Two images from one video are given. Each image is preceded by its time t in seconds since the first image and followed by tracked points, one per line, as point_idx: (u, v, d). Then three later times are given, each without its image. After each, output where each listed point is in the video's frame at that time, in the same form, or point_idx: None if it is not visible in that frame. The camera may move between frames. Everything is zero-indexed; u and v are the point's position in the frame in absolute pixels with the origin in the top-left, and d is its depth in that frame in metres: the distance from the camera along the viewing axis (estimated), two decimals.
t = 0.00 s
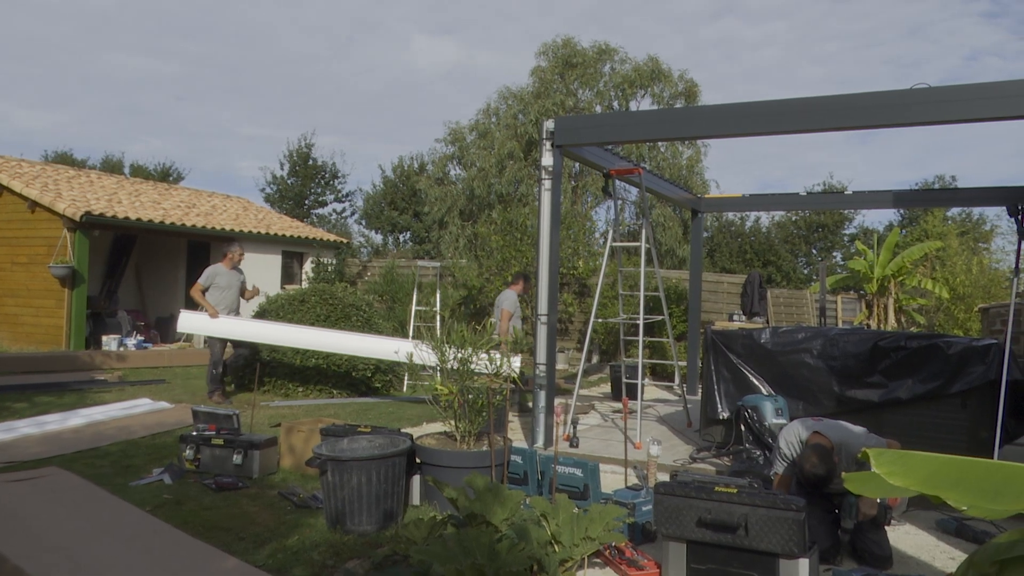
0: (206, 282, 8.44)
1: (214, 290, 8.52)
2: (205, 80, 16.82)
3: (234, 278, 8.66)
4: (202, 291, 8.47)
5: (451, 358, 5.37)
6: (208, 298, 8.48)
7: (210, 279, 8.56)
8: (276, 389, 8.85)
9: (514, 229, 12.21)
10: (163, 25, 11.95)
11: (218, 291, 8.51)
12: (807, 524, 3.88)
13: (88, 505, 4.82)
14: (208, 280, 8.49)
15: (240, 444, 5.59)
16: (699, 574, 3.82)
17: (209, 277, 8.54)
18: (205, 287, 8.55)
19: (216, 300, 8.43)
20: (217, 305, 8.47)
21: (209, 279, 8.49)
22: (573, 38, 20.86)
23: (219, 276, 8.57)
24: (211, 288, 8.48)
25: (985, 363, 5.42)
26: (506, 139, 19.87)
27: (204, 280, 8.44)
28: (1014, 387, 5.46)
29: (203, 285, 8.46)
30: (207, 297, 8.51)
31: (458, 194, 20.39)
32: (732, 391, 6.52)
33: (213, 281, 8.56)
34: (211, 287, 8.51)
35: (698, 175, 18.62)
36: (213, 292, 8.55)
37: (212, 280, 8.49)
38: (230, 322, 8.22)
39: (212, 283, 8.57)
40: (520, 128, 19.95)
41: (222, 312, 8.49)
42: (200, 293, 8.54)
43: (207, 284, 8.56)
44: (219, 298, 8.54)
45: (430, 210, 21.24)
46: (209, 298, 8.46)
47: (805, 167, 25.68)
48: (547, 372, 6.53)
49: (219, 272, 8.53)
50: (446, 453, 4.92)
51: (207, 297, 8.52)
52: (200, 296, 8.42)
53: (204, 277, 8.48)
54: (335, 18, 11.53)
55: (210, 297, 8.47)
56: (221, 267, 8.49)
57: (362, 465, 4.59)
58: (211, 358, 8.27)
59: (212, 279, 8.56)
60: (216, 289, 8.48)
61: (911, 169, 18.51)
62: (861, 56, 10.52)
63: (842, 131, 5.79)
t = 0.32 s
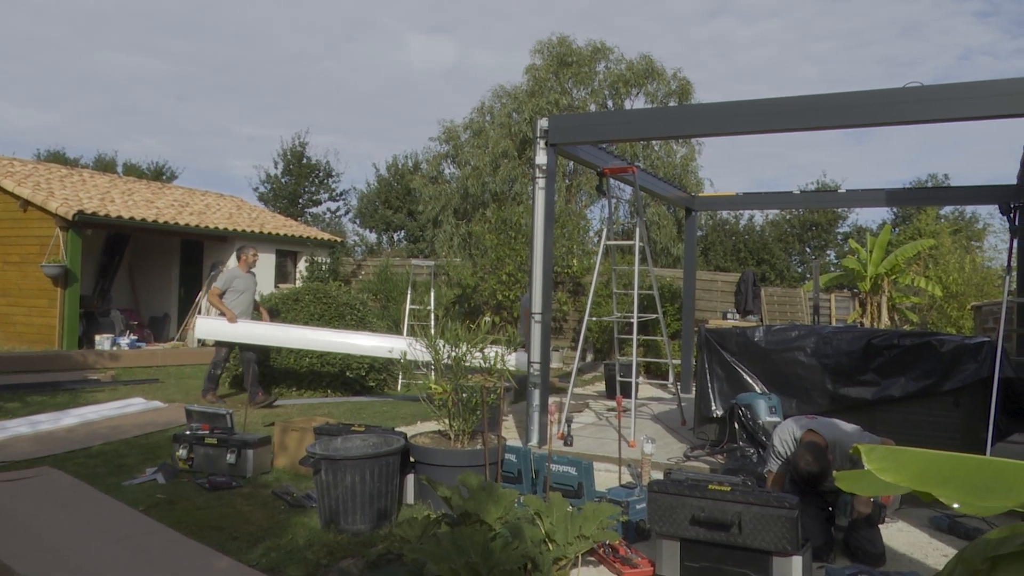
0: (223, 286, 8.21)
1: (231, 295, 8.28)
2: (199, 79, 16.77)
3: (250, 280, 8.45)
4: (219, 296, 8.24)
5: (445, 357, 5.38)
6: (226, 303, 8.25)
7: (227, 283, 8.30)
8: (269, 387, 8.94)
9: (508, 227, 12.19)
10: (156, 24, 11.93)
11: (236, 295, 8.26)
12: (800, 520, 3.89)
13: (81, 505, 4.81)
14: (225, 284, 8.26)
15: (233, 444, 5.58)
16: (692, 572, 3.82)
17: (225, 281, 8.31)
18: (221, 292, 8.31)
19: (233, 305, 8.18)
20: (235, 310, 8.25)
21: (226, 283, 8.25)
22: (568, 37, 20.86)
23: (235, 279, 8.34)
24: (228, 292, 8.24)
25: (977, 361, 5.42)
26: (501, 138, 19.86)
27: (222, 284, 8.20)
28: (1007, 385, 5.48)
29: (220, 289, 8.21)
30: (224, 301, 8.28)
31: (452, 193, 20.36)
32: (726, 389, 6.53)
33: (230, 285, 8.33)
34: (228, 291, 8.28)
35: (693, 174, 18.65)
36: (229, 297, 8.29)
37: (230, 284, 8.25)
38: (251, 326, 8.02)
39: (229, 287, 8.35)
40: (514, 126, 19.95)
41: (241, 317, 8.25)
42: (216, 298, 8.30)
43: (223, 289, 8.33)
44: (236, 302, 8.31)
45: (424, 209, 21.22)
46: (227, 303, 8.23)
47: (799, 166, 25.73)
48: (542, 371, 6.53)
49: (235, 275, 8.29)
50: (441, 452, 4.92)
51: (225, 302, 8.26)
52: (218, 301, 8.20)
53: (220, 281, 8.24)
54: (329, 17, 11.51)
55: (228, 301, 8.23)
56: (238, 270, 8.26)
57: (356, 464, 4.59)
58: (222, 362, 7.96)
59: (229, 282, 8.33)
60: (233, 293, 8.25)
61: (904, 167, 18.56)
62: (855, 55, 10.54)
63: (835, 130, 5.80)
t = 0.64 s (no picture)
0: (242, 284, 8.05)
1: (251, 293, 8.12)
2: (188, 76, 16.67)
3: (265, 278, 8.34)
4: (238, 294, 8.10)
5: (435, 356, 5.38)
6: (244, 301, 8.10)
7: (244, 282, 8.13)
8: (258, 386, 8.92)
9: (498, 226, 12.19)
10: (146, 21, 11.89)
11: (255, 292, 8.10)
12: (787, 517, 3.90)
13: (67, 505, 4.77)
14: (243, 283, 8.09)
15: (221, 442, 5.56)
16: (681, 569, 3.83)
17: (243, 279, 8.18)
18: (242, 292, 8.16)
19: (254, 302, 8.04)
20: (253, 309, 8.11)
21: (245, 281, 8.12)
22: (558, 35, 20.86)
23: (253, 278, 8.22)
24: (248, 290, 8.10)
25: (963, 359, 5.46)
26: (491, 136, 19.84)
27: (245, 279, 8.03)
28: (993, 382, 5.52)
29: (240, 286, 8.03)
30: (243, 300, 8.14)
31: (442, 191, 20.34)
32: (715, 387, 6.54)
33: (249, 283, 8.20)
34: (246, 289, 8.15)
35: (682, 172, 18.70)
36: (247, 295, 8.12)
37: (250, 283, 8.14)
38: (275, 324, 7.92)
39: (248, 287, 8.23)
40: (504, 124, 19.95)
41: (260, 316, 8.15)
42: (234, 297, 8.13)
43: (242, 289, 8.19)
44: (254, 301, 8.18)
45: (414, 206, 21.18)
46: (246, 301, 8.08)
47: (788, 164, 25.83)
48: (531, 369, 6.53)
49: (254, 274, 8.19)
50: (429, 450, 4.91)
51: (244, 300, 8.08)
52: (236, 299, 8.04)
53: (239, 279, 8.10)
54: (319, 15, 11.46)
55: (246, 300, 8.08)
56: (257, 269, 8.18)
57: (345, 462, 4.58)
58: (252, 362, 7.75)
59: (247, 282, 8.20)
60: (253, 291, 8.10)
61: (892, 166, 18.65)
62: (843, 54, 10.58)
63: (824, 129, 5.82)
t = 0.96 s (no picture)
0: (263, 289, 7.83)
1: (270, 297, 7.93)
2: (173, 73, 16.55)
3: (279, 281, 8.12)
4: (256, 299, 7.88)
5: (420, 355, 5.37)
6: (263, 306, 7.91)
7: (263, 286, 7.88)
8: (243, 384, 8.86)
9: (485, 225, 12.19)
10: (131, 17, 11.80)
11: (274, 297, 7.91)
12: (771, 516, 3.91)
13: (49, 505, 4.73)
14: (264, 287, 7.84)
15: (204, 441, 5.53)
16: (665, 569, 3.84)
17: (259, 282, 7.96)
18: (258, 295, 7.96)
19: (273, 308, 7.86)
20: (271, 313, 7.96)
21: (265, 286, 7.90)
22: (545, 35, 20.88)
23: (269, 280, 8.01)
24: (267, 295, 7.89)
25: (945, 359, 5.51)
26: (478, 135, 19.82)
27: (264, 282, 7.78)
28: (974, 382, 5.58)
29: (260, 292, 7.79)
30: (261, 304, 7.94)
31: (429, 190, 20.30)
32: (700, 387, 6.55)
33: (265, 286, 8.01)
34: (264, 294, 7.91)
35: (669, 173, 18.76)
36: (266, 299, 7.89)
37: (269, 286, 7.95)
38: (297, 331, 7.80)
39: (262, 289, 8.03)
40: (491, 124, 19.94)
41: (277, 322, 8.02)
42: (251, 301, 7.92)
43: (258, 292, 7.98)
44: (271, 306, 8.01)
45: (401, 205, 21.14)
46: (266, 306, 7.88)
47: (774, 165, 25.96)
48: (517, 368, 6.53)
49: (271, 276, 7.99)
50: (415, 450, 4.90)
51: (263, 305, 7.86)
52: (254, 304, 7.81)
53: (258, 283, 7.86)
54: (305, 13, 11.41)
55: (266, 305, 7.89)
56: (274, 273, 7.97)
57: (330, 462, 4.56)
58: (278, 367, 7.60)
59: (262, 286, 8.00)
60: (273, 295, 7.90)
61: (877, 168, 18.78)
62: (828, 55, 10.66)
63: (809, 130, 5.85)
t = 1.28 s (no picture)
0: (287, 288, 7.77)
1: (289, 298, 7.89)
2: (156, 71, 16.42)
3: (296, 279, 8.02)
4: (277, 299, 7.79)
5: (405, 356, 5.36)
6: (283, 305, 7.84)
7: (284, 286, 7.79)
8: (227, 385, 8.80)
9: (470, 226, 12.18)
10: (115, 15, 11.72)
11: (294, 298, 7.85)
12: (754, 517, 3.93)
13: (30, 507, 4.69)
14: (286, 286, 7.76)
15: (187, 443, 5.48)
16: (650, 570, 3.85)
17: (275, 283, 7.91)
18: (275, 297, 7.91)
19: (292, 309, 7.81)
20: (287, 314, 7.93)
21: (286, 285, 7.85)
22: (531, 36, 20.91)
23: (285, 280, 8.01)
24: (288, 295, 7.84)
25: (927, 360, 5.56)
26: (464, 136, 19.80)
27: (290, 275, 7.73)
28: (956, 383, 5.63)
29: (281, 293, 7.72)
30: (279, 304, 7.92)
31: (415, 190, 20.27)
32: (684, 388, 6.58)
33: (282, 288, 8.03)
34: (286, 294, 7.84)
35: (654, 175, 18.84)
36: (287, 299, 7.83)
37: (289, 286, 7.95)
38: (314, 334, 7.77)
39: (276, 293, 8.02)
40: (477, 125, 19.93)
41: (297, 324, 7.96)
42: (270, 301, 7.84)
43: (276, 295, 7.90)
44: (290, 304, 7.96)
45: (387, 206, 21.09)
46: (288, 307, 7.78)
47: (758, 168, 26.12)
48: (502, 370, 6.52)
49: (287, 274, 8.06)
50: (399, 451, 4.89)
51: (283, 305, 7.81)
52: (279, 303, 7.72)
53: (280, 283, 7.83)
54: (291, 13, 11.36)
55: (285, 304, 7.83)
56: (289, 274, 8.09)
57: (314, 464, 4.54)
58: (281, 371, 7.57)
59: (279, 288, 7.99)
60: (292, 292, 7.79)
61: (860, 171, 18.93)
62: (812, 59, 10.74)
63: (792, 134, 5.90)
